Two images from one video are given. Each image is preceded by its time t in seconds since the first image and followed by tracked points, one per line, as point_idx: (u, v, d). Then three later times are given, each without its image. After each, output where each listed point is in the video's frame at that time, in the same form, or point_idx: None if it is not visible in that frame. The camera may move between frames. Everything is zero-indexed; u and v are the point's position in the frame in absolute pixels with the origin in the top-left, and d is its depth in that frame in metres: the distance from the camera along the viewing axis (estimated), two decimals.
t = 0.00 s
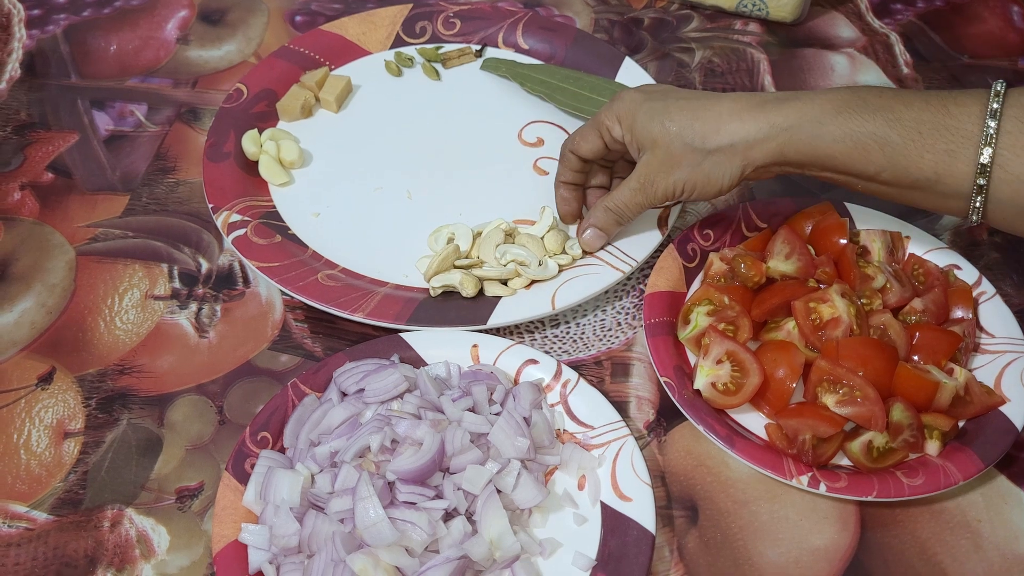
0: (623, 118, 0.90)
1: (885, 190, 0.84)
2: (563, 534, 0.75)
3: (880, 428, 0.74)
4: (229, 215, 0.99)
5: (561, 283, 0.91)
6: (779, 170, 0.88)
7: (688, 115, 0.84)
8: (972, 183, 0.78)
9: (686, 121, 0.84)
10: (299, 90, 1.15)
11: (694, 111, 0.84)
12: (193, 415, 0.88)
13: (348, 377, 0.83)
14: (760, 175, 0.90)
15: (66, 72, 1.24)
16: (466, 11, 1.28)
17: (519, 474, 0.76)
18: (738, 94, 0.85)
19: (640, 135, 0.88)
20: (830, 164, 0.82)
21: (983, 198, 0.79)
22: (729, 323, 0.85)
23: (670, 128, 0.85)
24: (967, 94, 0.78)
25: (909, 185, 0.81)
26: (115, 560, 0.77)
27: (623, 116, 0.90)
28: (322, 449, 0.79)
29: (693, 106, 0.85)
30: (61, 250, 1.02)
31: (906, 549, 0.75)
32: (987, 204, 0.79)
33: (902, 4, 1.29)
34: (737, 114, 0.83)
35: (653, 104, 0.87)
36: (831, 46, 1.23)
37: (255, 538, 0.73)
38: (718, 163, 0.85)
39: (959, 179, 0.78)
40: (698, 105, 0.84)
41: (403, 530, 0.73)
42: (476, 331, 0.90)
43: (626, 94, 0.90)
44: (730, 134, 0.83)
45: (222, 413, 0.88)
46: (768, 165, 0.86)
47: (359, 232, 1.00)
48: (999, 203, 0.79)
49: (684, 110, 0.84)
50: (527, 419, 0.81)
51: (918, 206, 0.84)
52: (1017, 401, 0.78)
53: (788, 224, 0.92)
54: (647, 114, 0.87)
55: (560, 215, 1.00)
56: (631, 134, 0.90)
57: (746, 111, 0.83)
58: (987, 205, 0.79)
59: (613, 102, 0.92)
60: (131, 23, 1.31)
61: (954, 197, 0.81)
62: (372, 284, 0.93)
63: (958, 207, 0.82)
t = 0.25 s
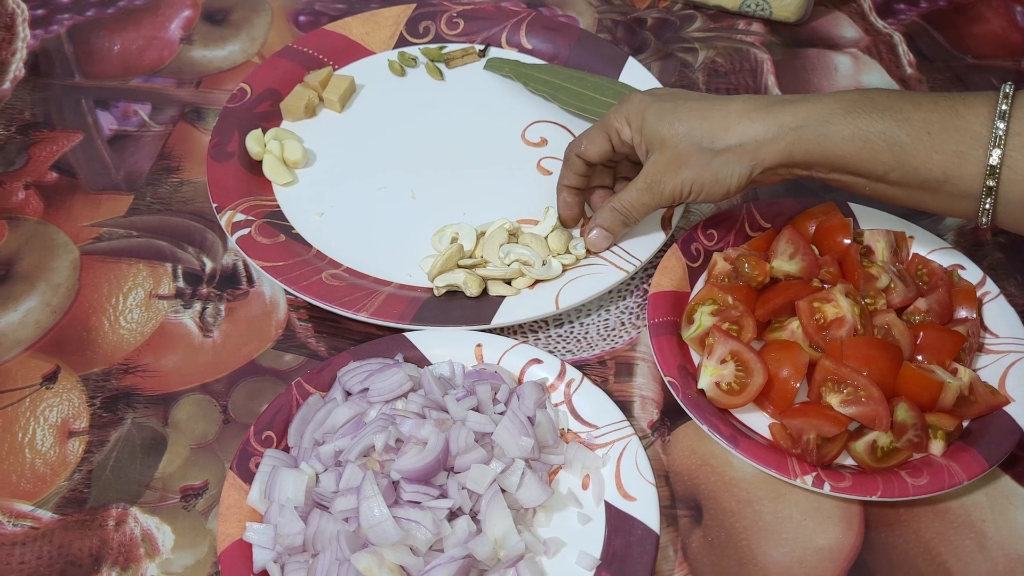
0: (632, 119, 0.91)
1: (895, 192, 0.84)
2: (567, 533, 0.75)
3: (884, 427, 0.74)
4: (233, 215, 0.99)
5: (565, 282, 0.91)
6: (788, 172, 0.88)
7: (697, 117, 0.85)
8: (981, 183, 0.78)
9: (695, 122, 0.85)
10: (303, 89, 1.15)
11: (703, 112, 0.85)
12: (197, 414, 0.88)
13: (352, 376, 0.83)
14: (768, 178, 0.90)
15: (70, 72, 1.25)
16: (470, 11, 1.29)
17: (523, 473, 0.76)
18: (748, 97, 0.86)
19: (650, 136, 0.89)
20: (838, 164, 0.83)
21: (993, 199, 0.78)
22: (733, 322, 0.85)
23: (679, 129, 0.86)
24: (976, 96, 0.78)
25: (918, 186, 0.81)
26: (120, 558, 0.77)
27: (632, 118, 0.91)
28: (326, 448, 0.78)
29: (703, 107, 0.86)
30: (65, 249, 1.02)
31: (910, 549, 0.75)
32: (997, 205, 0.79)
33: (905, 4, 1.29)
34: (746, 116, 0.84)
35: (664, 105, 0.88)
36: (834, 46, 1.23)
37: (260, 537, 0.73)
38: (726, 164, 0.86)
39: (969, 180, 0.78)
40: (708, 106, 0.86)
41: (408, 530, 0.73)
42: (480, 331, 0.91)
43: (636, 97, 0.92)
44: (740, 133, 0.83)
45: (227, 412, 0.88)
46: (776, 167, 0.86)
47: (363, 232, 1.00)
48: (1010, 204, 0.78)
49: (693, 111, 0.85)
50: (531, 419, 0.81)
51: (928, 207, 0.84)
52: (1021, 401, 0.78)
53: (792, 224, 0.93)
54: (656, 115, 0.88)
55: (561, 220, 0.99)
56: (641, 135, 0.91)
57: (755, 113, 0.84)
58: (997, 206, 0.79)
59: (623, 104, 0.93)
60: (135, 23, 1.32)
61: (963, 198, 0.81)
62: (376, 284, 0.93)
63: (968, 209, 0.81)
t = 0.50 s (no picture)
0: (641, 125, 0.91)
1: (899, 206, 0.84)
2: (570, 532, 0.75)
3: (887, 426, 0.74)
4: (236, 213, 0.99)
5: (567, 281, 0.92)
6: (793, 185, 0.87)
7: (703, 127, 0.86)
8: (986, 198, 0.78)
9: (701, 133, 0.85)
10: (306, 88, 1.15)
11: (710, 122, 0.85)
12: (200, 412, 0.88)
13: (355, 375, 0.83)
14: (772, 191, 0.90)
15: (73, 71, 1.25)
16: (472, 10, 1.29)
17: (526, 471, 0.76)
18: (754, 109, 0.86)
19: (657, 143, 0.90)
20: (843, 178, 0.82)
21: (999, 213, 0.78)
22: (736, 321, 0.85)
23: (685, 139, 0.86)
24: (982, 110, 0.78)
25: (922, 200, 0.81)
26: (123, 556, 0.77)
27: (641, 123, 0.92)
28: (330, 446, 0.78)
29: (709, 117, 0.86)
30: (69, 248, 1.02)
31: (913, 547, 0.75)
32: (1003, 218, 0.78)
33: (908, 3, 1.29)
34: (752, 128, 0.84)
35: (671, 114, 0.89)
36: (836, 46, 1.23)
37: (263, 535, 0.73)
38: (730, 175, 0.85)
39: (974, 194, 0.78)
40: (715, 117, 0.86)
41: (410, 527, 0.73)
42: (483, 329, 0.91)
43: (645, 103, 0.93)
44: (745, 145, 0.84)
45: (230, 410, 0.88)
46: (780, 180, 0.86)
47: (365, 230, 1.00)
48: (1016, 217, 0.78)
49: (700, 121, 0.86)
50: (534, 417, 0.81)
51: (933, 221, 0.83)
52: None
53: (795, 224, 0.93)
54: (664, 123, 0.88)
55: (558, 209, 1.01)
56: (648, 142, 0.92)
57: (761, 125, 0.84)
58: (1002, 219, 0.78)
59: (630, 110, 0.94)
60: (138, 22, 1.32)
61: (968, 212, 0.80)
62: (379, 283, 0.94)
63: (973, 222, 0.81)
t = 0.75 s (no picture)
0: (643, 122, 0.91)
1: (901, 204, 0.84)
2: (571, 527, 0.75)
3: (889, 422, 0.74)
4: (237, 210, 0.99)
5: (568, 277, 0.92)
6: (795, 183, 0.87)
7: (706, 124, 0.85)
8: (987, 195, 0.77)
9: (703, 129, 0.85)
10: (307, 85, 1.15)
11: (712, 119, 0.85)
12: (201, 408, 0.88)
13: (356, 370, 0.83)
14: (774, 188, 0.90)
15: (74, 68, 1.25)
16: (473, 7, 1.29)
17: (527, 467, 0.76)
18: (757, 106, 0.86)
19: (659, 140, 0.90)
20: (845, 175, 0.82)
21: (1001, 210, 0.78)
22: (737, 317, 0.85)
23: (687, 135, 0.86)
24: (985, 107, 0.78)
25: (925, 198, 0.81)
26: (124, 551, 0.77)
27: (643, 121, 0.91)
28: (330, 442, 0.78)
29: (712, 114, 0.86)
30: (70, 244, 1.02)
31: (915, 543, 0.75)
32: (1005, 216, 0.78)
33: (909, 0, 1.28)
34: (754, 124, 0.84)
35: (674, 111, 0.88)
36: (838, 43, 1.23)
37: (264, 531, 0.73)
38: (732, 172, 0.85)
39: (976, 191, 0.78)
40: (717, 113, 0.86)
41: (412, 523, 0.73)
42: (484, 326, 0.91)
43: (647, 100, 0.92)
44: (747, 143, 0.84)
45: (231, 406, 0.88)
46: (782, 177, 0.86)
47: (366, 227, 1.00)
48: (1018, 215, 0.78)
49: (702, 118, 0.86)
50: (536, 413, 0.81)
51: (934, 218, 0.83)
52: None
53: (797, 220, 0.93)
54: (666, 119, 0.88)
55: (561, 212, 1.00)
56: (651, 140, 0.92)
57: (764, 121, 0.84)
58: (1004, 217, 0.78)
59: (633, 109, 0.93)
60: (138, 19, 1.32)
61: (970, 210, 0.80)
62: (379, 279, 0.93)
63: (976, 220, 0.81)
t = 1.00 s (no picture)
0: (644, 122, 0.92)
1: (901, 202, 0.84)
2: (571, 528, 0.75)
3: (887, 423, 0.74)
4: (239, 211, 1.00)
5: (568, 279, 0.92)
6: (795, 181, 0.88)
7: (707, 122, 0.86)
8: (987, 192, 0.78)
9: (705, 126, 0.86)
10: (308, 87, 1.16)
11: (714, 116, 0.86)
12: (202, 409, 0.88)
13: (356, 371, 0.84)
14: (774, 187, 0.90)
15: (76, 70, 1.25)
16: (473, 10, 1.29)
17: (527, 468, 0.76)
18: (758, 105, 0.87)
19: (660, 139, 0.90)
20: (846, 172, 0.82)
21: (1001, 208, 0.78)
22: (736, 318, 0.86)
23: (688, 133, 0.87)
24: (984, 107, 0.78)
25: (925, 196, 0.81)
26: (125, 552, 0.78)
27: (645, 121, 0.92)
28: (331, 443, 0.79)
29: (713, 112, 0.87)
30: (71, 246, 1.02)
31: (913, 543, 0.75)
32: (1005, 213, 0.79)
33: (907, 3, 1.29)
34: (755, 122, 0.84)
35: (675, 109, 0.89)
36: (836, 45, 1.24)
37: (265, 531, 0.73)
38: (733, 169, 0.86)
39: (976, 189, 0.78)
40: (719, 111, 0.86)
41: (412, 523, 0.73)
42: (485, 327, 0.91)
43: (648, 101, 0.93)
44: (749, 139, 0.84)
45: (232, 407, 0.89)
46: (783, 174, 0.86)
47: (367, 228, 1.00)
48: (1017, 214, 0.78)
49: (704, 115, 0.86)
50: (536, 414, 0.81)
51: (934, 217, 0.84)
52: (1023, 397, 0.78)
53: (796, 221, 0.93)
54: (667, 117, 0.89)
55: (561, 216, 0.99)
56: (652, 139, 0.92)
57: (765, 119, 0.84)
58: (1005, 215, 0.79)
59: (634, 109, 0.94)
60: (140, 21, 1.32)
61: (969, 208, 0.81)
62: (380, 280, 0.94)
63: (976, 219, 0.81)
